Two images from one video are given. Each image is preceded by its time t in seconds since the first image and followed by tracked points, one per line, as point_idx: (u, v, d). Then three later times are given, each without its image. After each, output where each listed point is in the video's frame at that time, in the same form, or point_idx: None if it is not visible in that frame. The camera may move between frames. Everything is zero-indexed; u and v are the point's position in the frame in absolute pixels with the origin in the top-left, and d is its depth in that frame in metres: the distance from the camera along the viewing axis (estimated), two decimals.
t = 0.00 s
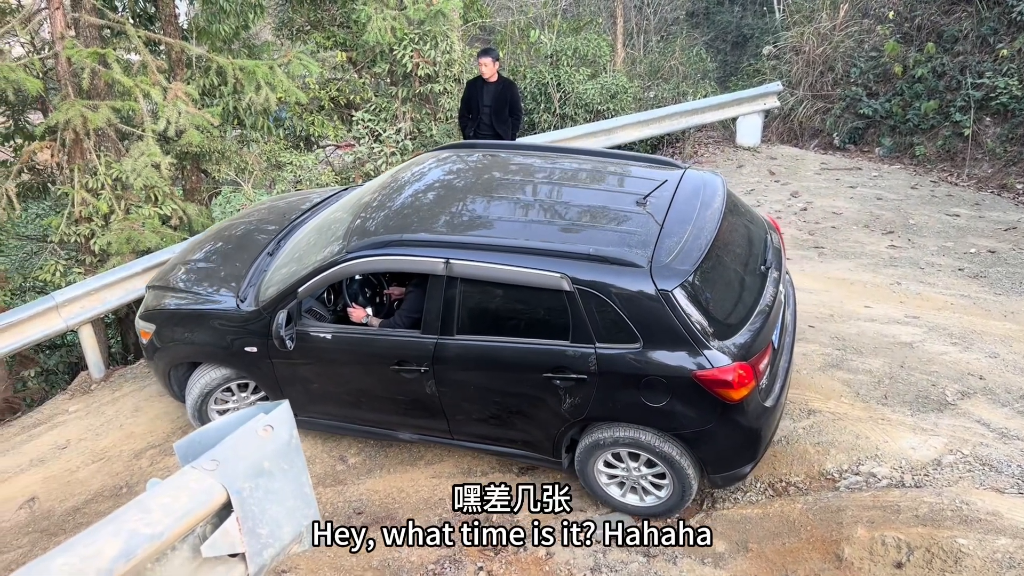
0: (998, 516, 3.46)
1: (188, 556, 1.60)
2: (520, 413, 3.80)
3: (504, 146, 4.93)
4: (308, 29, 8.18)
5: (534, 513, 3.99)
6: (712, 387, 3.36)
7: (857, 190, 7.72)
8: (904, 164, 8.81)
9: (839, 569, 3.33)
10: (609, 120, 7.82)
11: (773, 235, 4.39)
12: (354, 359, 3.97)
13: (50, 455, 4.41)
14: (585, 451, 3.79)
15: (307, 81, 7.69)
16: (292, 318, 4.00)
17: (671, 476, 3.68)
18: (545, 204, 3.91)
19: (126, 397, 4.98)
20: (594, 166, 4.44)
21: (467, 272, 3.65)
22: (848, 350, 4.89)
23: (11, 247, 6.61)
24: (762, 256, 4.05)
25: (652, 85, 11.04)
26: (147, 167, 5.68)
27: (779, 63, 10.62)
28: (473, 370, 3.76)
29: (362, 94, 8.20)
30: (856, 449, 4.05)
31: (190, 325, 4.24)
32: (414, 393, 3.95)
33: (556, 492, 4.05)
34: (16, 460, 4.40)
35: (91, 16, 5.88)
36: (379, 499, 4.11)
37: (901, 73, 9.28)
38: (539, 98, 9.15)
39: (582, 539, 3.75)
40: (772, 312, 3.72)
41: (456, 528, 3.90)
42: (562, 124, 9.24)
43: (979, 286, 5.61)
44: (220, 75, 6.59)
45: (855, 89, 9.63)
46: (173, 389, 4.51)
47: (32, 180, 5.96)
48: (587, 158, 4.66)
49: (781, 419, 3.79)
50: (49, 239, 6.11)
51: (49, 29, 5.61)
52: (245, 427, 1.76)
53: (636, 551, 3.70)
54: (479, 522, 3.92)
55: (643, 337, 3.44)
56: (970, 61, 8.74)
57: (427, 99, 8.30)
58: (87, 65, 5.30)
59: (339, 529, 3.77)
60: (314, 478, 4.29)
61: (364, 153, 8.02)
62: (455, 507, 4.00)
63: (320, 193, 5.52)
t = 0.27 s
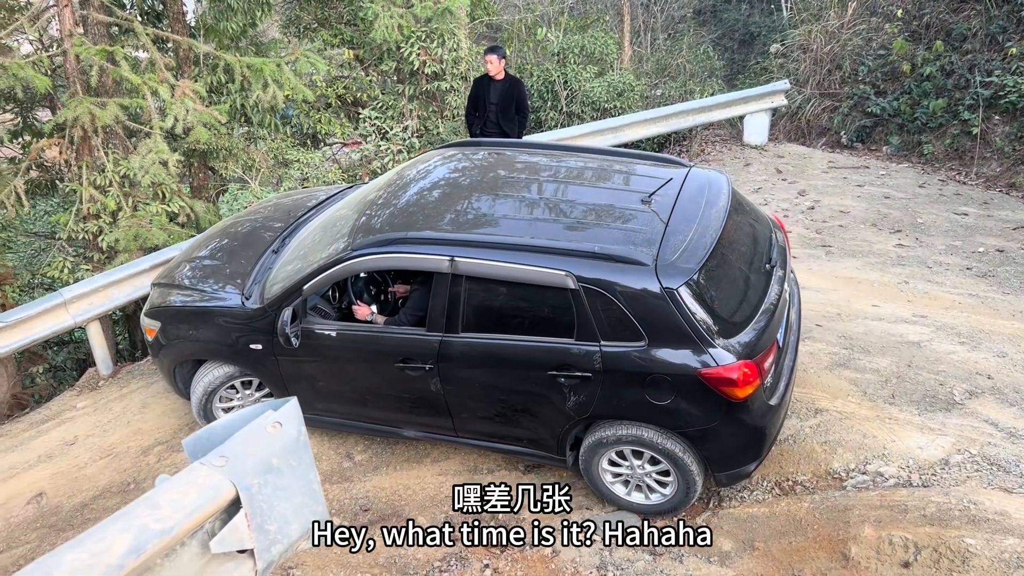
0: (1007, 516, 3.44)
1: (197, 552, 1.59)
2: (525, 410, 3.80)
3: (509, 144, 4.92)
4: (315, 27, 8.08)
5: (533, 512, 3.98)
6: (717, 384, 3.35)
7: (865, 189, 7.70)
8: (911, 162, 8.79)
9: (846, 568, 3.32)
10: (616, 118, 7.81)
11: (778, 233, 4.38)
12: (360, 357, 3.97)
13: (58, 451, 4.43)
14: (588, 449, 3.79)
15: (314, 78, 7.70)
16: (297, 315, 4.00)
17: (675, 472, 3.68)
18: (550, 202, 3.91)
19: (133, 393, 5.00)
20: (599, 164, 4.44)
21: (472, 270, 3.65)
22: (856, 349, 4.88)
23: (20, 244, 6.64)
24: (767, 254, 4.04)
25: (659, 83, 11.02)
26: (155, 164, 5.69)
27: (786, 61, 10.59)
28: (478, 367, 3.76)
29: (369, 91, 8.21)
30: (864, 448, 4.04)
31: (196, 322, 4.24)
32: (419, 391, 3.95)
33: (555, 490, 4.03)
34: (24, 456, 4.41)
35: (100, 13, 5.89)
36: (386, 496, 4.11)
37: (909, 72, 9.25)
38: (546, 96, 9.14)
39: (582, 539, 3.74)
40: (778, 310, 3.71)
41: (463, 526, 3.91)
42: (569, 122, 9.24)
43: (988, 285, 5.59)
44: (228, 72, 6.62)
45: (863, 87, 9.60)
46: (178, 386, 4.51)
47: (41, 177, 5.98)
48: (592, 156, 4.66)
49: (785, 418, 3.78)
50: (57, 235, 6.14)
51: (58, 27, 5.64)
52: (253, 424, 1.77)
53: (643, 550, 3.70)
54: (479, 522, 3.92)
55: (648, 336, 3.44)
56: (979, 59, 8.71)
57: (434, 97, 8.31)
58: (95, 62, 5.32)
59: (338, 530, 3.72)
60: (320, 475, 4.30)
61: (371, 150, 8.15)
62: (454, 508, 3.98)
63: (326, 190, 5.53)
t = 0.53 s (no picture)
0: (1014, 515, 3.43)
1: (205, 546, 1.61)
2: (531, 407, 3.81)
3: (516, 141, 4.92)
4: (322, 23, 8.13)
5: (531, 512, 3.96)
6: (723, 382, 3.35)
7: (872, 187, 7.68)
8: (919, 160, 8.75)
9: (851, 567, 3.32)
10: (622, 115, 7.80)
11: (785, 231, 4.37)
12: (366, 353, 3.98)
13: (66, 445, 4.46)
14: (594, 447, 3.80)
15: (321, 75, 7.69)
16: (304, 311, 4.01)
17: (680, 470, 3.68)
18: (556, 199, 3.91)
19: (141, 388, 5.02)
20: (606, 161, 4.43)
21: (478, 267, 3.66)
22: (862, 348, 4.87)
23: (29, 239, 6.67)
24: (773, 252, 4.03)
25: (666, 80, 11.00)
26: (163, 160, 5.71)
27: (794, 58, 10.55)
28: (484, 364, 3.76)
29: (376, 88, 8.21)
30: (870, 447, 4.03)
31: (203, 317, 4.26)
32: (425, 387, 3.96)
33: (552, 488, 3.99)
34: (33, 450, 4.45)
35: (108, 9, 5.91)
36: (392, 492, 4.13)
37: (917, 69, 9.20)
38: (553, 93, 9.13)
39: (582, 539, 3.73)
40: (784, 308, 3.71)
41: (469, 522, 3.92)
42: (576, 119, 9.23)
43: (996, 284, 5.56)
44: (236, 69, 6.64)
45: (870, 85, 9.56)
46: (185, 381, 4.53)
47: (49, 172, 5.99)
48: (599, 153, 4.65)
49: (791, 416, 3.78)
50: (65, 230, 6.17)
51: (67, 23, 5.66)
52: (261, 419, 1.76)
53: (648, 547, 3.70)
54: (479, 522, 3.88)
55: (654, 333, 3.44)
56: (988, 57, 8.66)
57: (441, 94, 8.32)
58: (104, 59, 5.34)
59: (341, 530, 3.64)
60: (326, 470, 4.31)
61: (377, 146, 8.04)
62: (449, 509, 3.95)
63: (333, 186, 5.54)
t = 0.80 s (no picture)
0: (1021, 518, 3.42)
1: (214, 548, 1.61)
2: (537, 406, 3.80)
3: (523, 139, 4.91)
4: (329, 19, 8.08)
5: (531, 512, 3.95)
6: (730, 382, 3.34)
7: (880, 185, 7.64)
8: (927, 158, 8.71)
9: (858, 568, 3.31)
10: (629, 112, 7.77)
11: (793, 230, 4.35)
12: (372, 350, 3.98)
13: (74, 441, 4.48)
14: (600, 446, 3.80)
15: (327, 71, 7.68)
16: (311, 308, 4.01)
17: (686, 469, 3.68)
18: (564, 197, 3.90)
19: (148, 384, 5.04)
20: (613, 159, 4.41)
21: (485, 265, 3.65)
22: (869, 348, 4.85)
23: (37, 234, 6.70)
24: (781, 252, 4.01)
25: (673, 77, 10.96)
26: (170, 156, 5.72)
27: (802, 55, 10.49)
28: (490, 362, 3.76)
29: (382, 84, 8.21)
30: (877, 447, 4.01)
31: (210, 314, 4.26)
32: (431, 385, 3.96)
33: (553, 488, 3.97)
34: (41, 445, 4.47)
35: (116, 5, 5.91)
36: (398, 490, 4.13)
37: (926, 66, 9.14)
38: (559, 89, 9.11)
39: (582, 539, 3.73)
40: (792, 308, 3.69)
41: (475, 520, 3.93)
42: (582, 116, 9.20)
43: (1004, 284, 5.53)
44: (242, 65, 6.65)
45: (879, 82, 9.51)
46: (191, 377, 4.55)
47: (56, 167, 6.00)
48: (606, 150, 4.63)
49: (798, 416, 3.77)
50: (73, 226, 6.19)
51: (74, 19, 5.66)
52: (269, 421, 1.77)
53: (653, 547, 3.70)
54: (479, 522, 3.87)
55: (661, 333, 3.42)
56: (997, 54, 8.60)
57: (447, 90, 8.31)
58: (111, 55, 5.35)
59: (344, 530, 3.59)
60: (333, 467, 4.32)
61: (384, 143, 8.14)
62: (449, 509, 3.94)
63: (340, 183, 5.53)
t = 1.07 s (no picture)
0: None
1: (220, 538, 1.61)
2: (542, 398, 3.79)
3: (529, 130, 4.89)
4: (334, 10, 7.93)
5: (531, 512, 3.90)
6: (736, 375, 3.33)
7: (887, 178, 7.60)
8: (935, 152, 8.66)
9: (863, 562, 3.30)
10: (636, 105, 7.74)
11: (800, 223, 4.33)
12: (378, 342, 3.98)
13: (80, 431, 4.49)
14: (605, 438, 3.79)
15: (333, 62, 7.66)
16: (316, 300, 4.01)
17: (692, 462, 3.67)
18: (570, 189, 3.89)
19: (153, 374, 5.05)
20: (619, 151, 4.40)
21: (490, 257, 3.64)
22: (876, 342, 4.83)
23: (42, 225, 6.71)
24: (788, 245, 3.99)
25: (680, 69, 10.92)
26: (176, 147, 5.72)
27: (809, 48, 10.44)
28: (496, 354, 3.75)
29: (388, 76, 8.18)
30: (883, 441, 4.00)
31: (215, 305, 4.26)
32: (437, 377, 3.95)
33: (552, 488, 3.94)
34: (47, 435, 4.48)
35: None
36: (403, 481, 4.14)
37: (934, 59, 9.08)
38: (565, 81, 9.08)
39: (582, 539, 3.69)
40: (798, 301, 3.68)
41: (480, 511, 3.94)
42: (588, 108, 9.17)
43: (1012, 278, 5.50)
44: (248, 56, 6.64)
45: (887, 75, 9.45)
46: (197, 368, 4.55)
47: (62, 158, 6.01)
48: (613, 143, 4.62)
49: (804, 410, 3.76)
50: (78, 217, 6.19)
51: (80, 9, 5.65)
52: (276, 412, 1.76)
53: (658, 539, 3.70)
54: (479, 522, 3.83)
55: (668, 326, 3.41)
56: (1007, 48, 8.54)
57: (453, 82, 8.29)
58: (117, 46, 5.33)
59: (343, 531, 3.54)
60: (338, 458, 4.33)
61: (390, 135, 8.04)
62: (449, 509, 3.89)
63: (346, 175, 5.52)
